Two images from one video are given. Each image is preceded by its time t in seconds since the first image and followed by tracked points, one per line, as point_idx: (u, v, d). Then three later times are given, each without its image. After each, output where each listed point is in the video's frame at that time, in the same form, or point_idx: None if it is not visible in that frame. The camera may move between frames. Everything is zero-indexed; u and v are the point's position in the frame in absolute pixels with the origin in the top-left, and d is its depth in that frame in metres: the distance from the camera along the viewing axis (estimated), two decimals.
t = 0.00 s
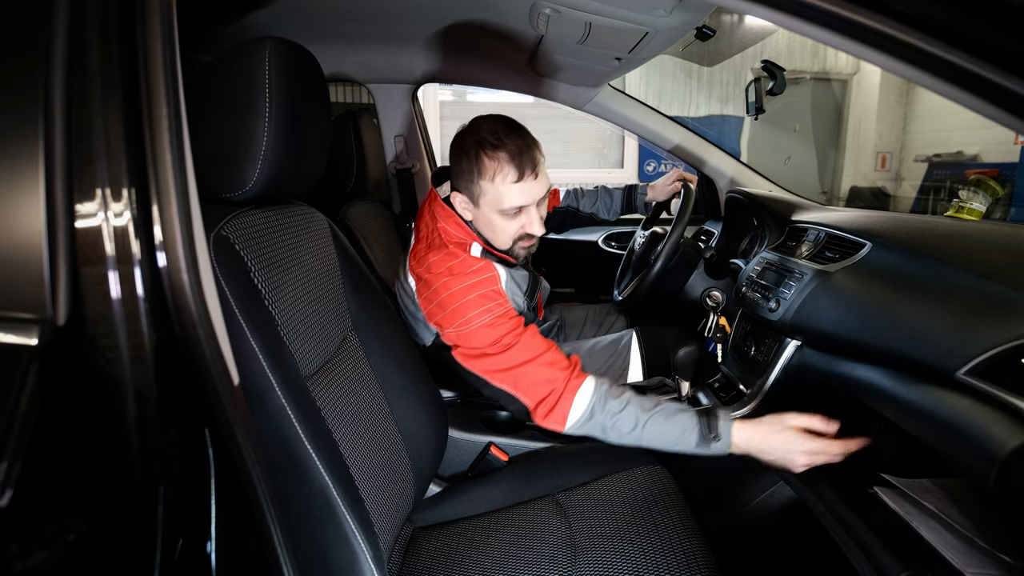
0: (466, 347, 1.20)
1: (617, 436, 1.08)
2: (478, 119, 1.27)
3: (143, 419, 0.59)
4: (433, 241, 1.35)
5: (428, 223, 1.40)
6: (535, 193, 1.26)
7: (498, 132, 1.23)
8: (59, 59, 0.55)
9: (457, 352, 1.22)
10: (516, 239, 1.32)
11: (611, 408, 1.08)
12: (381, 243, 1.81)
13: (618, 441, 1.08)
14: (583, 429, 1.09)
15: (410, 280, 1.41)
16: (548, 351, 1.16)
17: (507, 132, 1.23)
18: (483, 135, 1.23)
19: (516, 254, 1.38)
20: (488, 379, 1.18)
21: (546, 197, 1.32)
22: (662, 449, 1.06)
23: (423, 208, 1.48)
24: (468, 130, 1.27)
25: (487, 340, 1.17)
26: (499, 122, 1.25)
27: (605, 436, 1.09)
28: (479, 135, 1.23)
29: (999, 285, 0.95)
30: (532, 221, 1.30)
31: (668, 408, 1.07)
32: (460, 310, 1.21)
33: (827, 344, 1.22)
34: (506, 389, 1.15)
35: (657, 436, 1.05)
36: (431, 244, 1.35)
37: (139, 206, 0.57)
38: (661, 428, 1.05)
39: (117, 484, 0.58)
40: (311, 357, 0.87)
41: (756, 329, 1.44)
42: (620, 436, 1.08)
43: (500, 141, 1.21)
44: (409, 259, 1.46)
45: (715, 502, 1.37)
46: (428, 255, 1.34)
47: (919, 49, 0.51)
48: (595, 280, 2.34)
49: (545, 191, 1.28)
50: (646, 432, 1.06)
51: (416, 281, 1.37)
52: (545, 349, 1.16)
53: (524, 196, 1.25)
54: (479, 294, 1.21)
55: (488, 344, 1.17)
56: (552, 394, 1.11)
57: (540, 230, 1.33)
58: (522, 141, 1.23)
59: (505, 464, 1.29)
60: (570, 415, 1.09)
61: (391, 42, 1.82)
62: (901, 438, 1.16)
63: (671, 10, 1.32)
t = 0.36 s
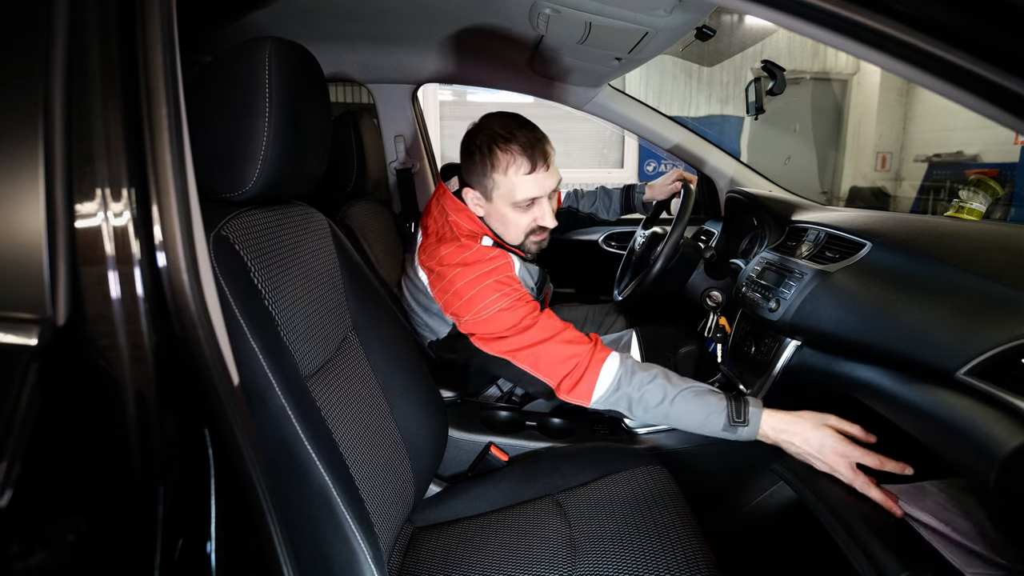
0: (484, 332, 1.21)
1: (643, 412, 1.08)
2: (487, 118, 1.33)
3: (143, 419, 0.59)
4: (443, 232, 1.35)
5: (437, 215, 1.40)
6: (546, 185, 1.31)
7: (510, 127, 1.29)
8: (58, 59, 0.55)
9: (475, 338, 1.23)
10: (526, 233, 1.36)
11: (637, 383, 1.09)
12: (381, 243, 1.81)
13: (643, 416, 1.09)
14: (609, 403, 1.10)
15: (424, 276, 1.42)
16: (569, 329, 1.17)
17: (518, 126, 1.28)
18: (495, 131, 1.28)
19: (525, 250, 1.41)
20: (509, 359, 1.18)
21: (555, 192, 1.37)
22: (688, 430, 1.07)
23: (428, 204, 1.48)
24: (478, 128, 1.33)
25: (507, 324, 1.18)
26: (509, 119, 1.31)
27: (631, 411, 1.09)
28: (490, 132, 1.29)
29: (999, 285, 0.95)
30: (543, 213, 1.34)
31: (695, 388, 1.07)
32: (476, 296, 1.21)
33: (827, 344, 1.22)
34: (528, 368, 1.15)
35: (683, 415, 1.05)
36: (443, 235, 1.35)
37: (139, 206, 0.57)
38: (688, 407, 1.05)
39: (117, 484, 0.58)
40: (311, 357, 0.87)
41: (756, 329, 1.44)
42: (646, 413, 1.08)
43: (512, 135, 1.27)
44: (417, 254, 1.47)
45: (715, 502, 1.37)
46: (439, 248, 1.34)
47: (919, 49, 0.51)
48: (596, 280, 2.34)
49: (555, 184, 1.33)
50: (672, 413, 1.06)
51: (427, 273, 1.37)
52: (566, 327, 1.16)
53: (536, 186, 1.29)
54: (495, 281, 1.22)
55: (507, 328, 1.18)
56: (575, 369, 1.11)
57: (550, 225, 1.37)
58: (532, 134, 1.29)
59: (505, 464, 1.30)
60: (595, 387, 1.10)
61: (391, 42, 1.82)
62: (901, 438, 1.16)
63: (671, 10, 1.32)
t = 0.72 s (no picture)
0: (503, 324, 1.20)
1: (663, 403, 1.09)
2: (504, 118, 1.33)
3: (143, 419, 0.58)
4: (457, 229, 1.35)
5: (450, 213, 1.40)
6: (562, 185, 1.32)
7: (527, 128, 1.29)
8: (58, 59, 0.55)
9: (494, 331, 1.22)
10: (542, 232, 1.36)
11: (657, 373, 1.09)
12: (381, 243, 1.81)
13: (663, 407, 1.09)
14: (629, 391, 1.11)
15: (436, 273, 1.42)
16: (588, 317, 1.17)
17: (535, 127, 1.29)
18: (512, 131, 1.28)
19: (539, 248, 1.42)
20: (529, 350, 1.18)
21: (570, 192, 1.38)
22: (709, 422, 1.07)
23: (437, 203, 1.48)
24: (495, 128, 1.33)
25: (527, 316, 1.17)
26: (525, 119, 1.31)
27: (650, 401, 1.10)
28: (508, 132, 1.29)
29: (999, 285, 0.95)
30: (559, 213, 1.35)
31: (713, 379, 1.07)
32: (495, 289, 1.21)
33: (827, 344, 1.22)
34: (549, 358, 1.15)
35: (703, 405, 1.06)
36: (456, 231, 1.35)
37: (139, 206, 0.57)
38: (708, 397, 1.06)
39: (117, 484, 0.58)
40: (311, 357, 0.87)
41: (756, 328, 1.44)
42: (666, 404, 1.08)
43: (529, 135, 1.27)
44: (429, 252, 1.47)
45: (715, 501, 1.37)
46: (453, 245, 1.34)
47: (920, 49, 0.51)
48: (596, 280, 2.34)
49: (571, 184, 1.33)
50: (692, 404, 1.06)
51: (441, 271, 1.36)
52: (585, 315, 1.16)
53: (553, 186, 1.30)
54: (512, 275, 1.21)
55: (527, 319, 1.17)
56: (596, 356, 1.11)
57: (565, 224, 1.38)
58: (550, 135, 1.29)
59: (505, 464, 1.30)
60: (616, 374, 1.10)
61: (391, 42, 1.82)
62: (901, 438, 1.16)
63: (672, 10, 1.32)
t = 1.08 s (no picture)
0: (497, 328, 1.20)
1: (658, 406, 1.09)
2: (498, 122, 1.32)
3: (143, 419, 0.58)
4: (453, 233, 1.35)
5: (446, 216, 1.40)
6: (555, 191, 1.30)
7: (519, 133, 1.27)
8: (58, 59, 0.55)
9: (488, 336, 1.23)
10: (534, 238, 1.35)
11: (652, 376, 1.10)
12: (381, 243, 1.81)
13: (658, 409, 1.10)
14: (623, 395, 1.11)
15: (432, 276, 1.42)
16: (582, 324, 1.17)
17: (528, 133, 1.27)
18: (505, 136, 1.27)
19: (533, 253, 1.40)
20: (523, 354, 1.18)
21: (564, 198, 1.36)
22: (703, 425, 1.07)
23: (435, 206, 1.49)
24: (488, 133, 1.32)
25: (520, 321, 1.17)
26: (519, 124, 1.29)
27: (645, 404, 1.11)
28: (500, 137, 1.27)
29: (999, 285, 0.95)
30: (551, 219, 1.33)
31: (711, 380, 1.08)
32: (489, 293, 1.21)
33: (827, 344, 1.22)
34: (542, 363, 1.15)
35: (698, 407, 1.06)
36: (452, 235, 1.35)
37: (139, 206, 0.57)
38: (706, 401, 1.06)
39: (117, 484, 0.58)
40: (311, 357, 0.87)
41: (756, 329, 1.44)
42: (661, 406, 1.09)
43: (521, 141, 1.26)
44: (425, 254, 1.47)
45: (716, 502, 1.36)
46: (449, 248, 1.34)
47: (920, 49, 0.51)
48: (596, 280, 2.34)
49: (564, 191, 1.31)
50: (687, 407, 1.07)
51: (437, 274, 1.37)
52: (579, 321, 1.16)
53: (545, 193, 1.28)
54: (506, 280, 1.21)
55: (520, 325, 1.17)
56: (590, 360, 1.11)
57: (558, 231, 1.37)
58: (542, 140, 1.27)
59: (505, 464, 1.30)
60: (610, 378, 1.10)
61: (391, 42, 1.82)
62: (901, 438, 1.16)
63: (672, 10, 1.32)
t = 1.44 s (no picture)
0: (496, 330, 1.20)
1: (659, 403, 1.10)
2: (497, 124, 1.29)
3: (143, 419, 0.58)
4: (452, 236, 1.36)
5: (445, 220, 1.41)
6: (553, 197, 1.28)
7: (517, 137, 1.24)
8: (59, 59, 0.55)
9: (488, 338, 1.23)
10: (533, 243, 1.34)
11: (652, 376, 1.10)
12: (381, 243, 1.81)
13: (659, 407, 1.10)
14: (623, 395, 1.11)
15: (431, 278, 1.43)
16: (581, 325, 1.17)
17: (526, 137, 1.24)
18: (502, 140, 1.24)
19: (532, 257, 1.39)
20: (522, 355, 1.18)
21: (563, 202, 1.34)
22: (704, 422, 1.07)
23: (434, 208, 1.49)
24: (487, 135, 1.29)
25: (519, 324, 1.17)
26: (518, 127, 1.26)
27: (647, 402, 1.11)
28: (497, 141, 1.25)
29: (999, 285, 0.95)
30: (549, 225, 1.31)
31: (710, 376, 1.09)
32: (487, 296, 1.21)
33: (827, 344, 1.22)
34: (542, 363, 1.15)
35: (699, 403, 1.07)
36: (451, 238, 1.36)
37: (139, 206, 0.57)
38: (707, 397, 1.06)
39: (116, 484, 0.58)
40: (311, 357, 0.87)
41: (756, 329, 1.44)
42: (662, 404, 1.09)
43: (518, 146, 1.23)
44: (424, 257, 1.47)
45: (715, 502, 1.36)
46: (448, 251, 1.34)
47: (920, 49, 0.51)
48: (596, 280, 2.34)
49: (562, 196, 1.29)
50: (688, 403, 1.07)
51: (436, 276, 1.37)
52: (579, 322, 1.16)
53: (542, 200, 1.26)
54: (505, 283, 1.21)
55: (519, 327, 1.17)
56: (590, 360, 1.11)
57: (557, 235, 1.34)
58: (540, 145, 1.24)
59: (505, 464, 1.30)
60: (611, 377, 1.10)
61: (391, 42, 1.82)
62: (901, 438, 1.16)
63: (672, 10, 1.32)
